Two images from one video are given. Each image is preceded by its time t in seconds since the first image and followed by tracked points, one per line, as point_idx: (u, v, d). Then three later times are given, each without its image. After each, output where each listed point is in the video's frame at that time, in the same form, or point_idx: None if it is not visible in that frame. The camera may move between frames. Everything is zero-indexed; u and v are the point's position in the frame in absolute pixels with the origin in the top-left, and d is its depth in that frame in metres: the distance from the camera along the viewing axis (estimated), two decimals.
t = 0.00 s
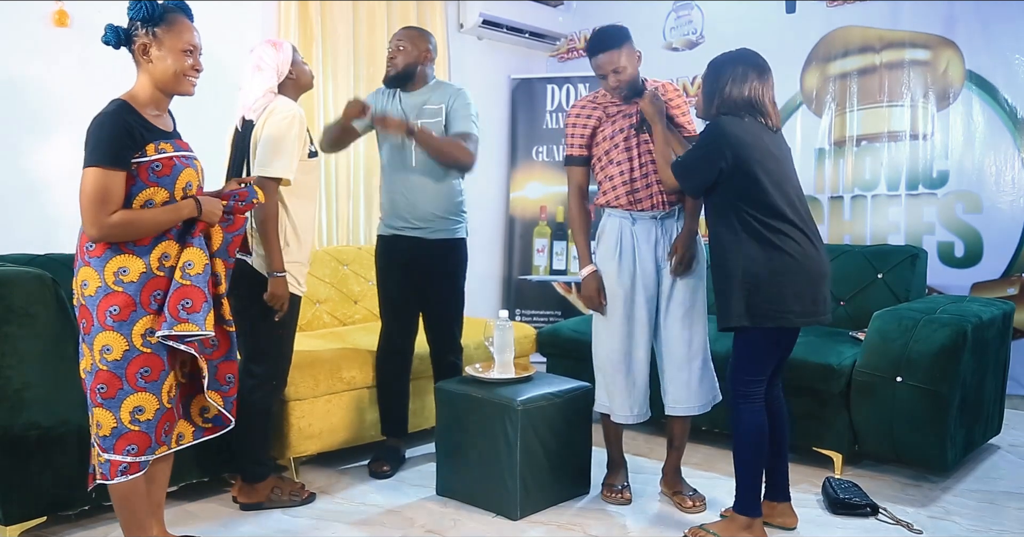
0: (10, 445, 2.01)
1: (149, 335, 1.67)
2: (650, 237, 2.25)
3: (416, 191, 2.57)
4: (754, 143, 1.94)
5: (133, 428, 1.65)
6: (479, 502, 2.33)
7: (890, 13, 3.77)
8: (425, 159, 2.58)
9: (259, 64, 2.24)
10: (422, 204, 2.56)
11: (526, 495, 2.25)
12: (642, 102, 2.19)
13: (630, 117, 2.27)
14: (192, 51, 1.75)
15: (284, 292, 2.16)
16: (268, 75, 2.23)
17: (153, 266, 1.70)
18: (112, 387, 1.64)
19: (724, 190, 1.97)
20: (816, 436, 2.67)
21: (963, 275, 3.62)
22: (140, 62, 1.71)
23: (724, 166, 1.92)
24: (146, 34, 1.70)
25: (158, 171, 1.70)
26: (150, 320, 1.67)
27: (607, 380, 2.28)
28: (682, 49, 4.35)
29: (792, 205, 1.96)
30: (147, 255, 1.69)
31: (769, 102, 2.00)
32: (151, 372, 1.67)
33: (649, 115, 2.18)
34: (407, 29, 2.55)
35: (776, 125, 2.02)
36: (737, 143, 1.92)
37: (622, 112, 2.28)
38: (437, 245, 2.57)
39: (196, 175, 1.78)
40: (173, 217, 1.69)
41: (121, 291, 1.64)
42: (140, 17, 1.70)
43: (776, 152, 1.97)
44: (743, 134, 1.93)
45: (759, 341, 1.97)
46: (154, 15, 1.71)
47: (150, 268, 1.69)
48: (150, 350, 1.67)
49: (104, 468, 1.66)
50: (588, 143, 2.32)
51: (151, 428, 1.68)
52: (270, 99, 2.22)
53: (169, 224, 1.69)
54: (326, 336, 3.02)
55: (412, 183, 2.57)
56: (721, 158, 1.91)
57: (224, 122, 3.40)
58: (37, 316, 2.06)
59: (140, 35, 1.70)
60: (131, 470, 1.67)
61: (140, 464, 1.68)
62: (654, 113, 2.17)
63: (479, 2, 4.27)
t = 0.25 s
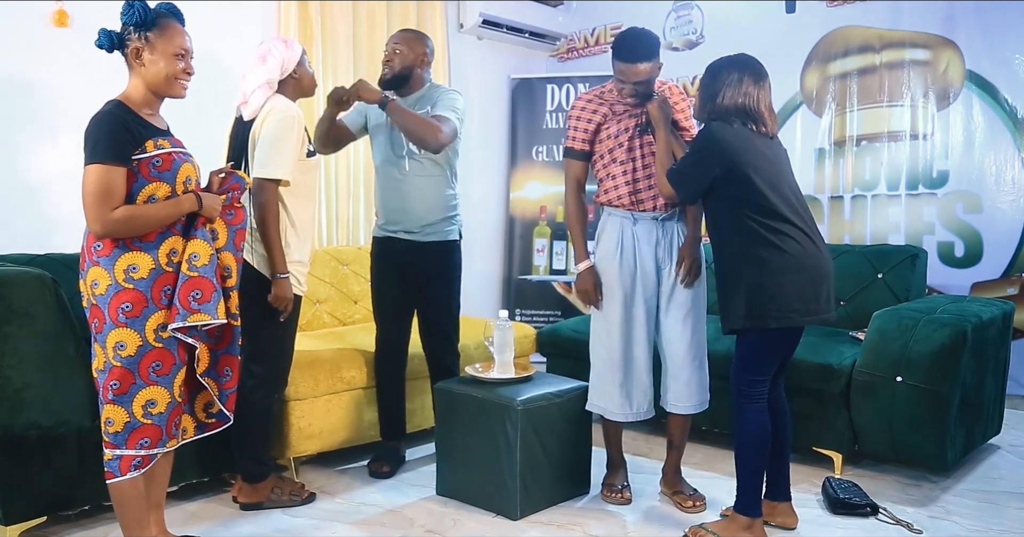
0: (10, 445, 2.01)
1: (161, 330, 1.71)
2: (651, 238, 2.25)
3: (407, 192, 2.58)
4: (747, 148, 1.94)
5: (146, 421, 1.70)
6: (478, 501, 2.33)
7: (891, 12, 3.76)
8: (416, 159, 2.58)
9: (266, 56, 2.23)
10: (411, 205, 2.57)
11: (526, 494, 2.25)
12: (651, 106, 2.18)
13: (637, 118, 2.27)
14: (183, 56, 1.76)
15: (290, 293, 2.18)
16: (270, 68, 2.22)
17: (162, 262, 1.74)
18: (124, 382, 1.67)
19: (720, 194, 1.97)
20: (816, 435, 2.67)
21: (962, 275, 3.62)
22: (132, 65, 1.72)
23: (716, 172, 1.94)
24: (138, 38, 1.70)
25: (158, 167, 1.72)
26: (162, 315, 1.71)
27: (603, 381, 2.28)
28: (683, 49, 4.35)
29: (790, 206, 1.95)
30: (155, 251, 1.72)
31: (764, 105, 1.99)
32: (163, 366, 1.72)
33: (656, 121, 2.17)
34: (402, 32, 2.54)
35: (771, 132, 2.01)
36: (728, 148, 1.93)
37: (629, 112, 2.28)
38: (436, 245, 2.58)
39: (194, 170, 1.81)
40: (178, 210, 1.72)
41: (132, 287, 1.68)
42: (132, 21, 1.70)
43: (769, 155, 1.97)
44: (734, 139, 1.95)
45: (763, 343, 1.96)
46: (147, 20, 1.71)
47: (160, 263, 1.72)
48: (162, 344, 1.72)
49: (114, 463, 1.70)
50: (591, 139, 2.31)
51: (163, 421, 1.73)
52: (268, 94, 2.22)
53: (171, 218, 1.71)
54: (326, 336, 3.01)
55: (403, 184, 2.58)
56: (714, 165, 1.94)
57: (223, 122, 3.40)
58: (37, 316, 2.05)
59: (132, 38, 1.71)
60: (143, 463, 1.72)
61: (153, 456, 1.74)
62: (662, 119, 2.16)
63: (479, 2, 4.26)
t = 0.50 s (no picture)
0: (10, 445, 2.01)
1: (168, 323, 1.71)
2: (650, 237, 2.26)
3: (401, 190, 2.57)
4: (747, 148, 1.94)
5: (159, 415, 1.71)
6: (479, 500, 2.33)
7: (890, 12, 3.76)
8: (410, 157, 2.58)
9: (269, 60, 2.22)
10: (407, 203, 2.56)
11: (526, 493, 2.25)
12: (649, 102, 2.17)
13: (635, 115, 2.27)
14: (173, 62, 1.76)
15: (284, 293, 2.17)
16: (273, 74, 2.21)
17: (163, 256, 1.74)
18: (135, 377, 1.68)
19: (721, 194, 1.98)
20: (816, 435, 2.67)
21: (963, 275, 3.61)
22: (123, 68, 1.73)
23: (716, 171, 1.94)
24: (128, 41, 1.71)
25: (151, 162, 1.72)
26: (167, 309, 1.71)
27: (602, 381, 2.28)
28: (682, 49, 4.35)
29: (791, 206, 1.95)
30: (155, 245, 1.72)
31: (768, 104, 1.99)
32: (172, 359, 1.72)
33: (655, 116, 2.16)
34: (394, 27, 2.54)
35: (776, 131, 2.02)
36: (729, 148, 1.94)
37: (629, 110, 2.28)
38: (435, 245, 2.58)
39: (189, 165, 1.81)
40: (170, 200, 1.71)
41: (135, 282, 1.68)
42: (123, 24, 1.70)
43: (771, 155, 1.97)
44: (735, 138, 1.95)
45: (765, 343, 1.96)
46: (138, 23, 1.71)
47: (161, 256, 1.72)
48: (170, 337, 1.72)
49: (130, 460, 1.70)
50: (590, 136, 2.30)
51: (176, 414, 1.73)
52: (273, 99, 2.21)
53: (165, 209, 1.70)
54: (326, 336, 3.01)
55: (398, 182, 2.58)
56: (714, 164, 1.94)
57: (223, 122, 3.40)
58: (36, 317, 2.05)
59: (123, 41, 1.71)
60: (159, 458, 1.73)
61: (168, 450, 1.74)
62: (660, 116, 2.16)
63: (479, 2, 4.26)
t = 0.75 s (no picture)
0: (10, 445, 2.01)
1: (166, 322, 1.70)
2: (648, 237, 2.25)
3: (405, 192, 2.57)
4: (755, 145, 1.94)
5: (162, 415, 1.69)
6: (479, 500, 2.33)
7: (890, 12, 3.76)
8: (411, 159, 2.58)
9: (279, 56, 2.24)
10: (411, 204, 2.56)
11: (527, 493, 2.25)
12: (642, 104, 2.17)
13: (628, 118, 2.27)
14: (165, 56, 1.75)
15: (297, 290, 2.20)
16: (280, 69, 2.23)
17: (157, 256, 1.72)
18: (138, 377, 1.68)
19: (727, 191, 1.98)
20: (816, 435, 2.68)
21: (963, 275, 3.61)
22: (118, 67, 1.74)
23: (724, 168, 1.94)
24: (121, 40, 1.73)
25: (137, 165, 1.71)
26: (163, 308, 1.70)
27: (604, 380, 2.28)
28: (682, 49, 4.36)
29: (796, 205, 1.95)
30: (147, 245, 1.72)
31: (775, 100, 1.99)
32: (172, 358, 1.70)
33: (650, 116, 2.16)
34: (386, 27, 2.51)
35: (782, 126, 2.00)
36: (738, 144, 1.93)
37: (619, 113, 2.29)
38: (433, 245, 2.58)
39: (181, 165, 1.79)
40: (155, 200, 1.69)
41: (130, 284, 1.68)
42: (113, 23, 1.72)
43: (781, 153, 1.97)
44: (745, 135, 1.94)
45: (767, 344, 1.96)
46: (130, 23, 1.73)
47: (152, 257, 1.71)
48: (169, 336, 1.70)
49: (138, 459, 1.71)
50: (585, 142, 2.32)
51: (180, 413, 1.71)
52: (274, 94, 2.22)
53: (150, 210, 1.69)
54: (326, 336, 3.01)
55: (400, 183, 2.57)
56: (722, 159, 1.94)
57: (223, 121, 3.40)
58: (37, 317, 2.05)
59: (117, 40, 1.73)
60: (165, 457, 1.72)
61: (174, 450, 1.72)
62: (654, 116, 2.16)
63: (479, 2, 4.26)
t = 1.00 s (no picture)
0: (10, 445, 2.01)
1: (155, 320, 1.68)
2: (650, 237, 2.25)
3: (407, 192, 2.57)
4: (754, 145, 1.94)
5: (153, 412, 1.68)
6: (479, 499, 2.33)
7: (890, 12, 3.76)
8: (414, 160, 2.59)
9: (270, 59, 2.24)
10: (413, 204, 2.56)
11: (527, 492, 2.25)
12: (646, 104, 2.16)
13: (630, 118, 2.28)
14: (170, 54, 1.76)
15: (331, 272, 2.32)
16: (273, 73, 2.23)
17: (147, 256, 1.72)
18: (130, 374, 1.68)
19: (724, 190, 1.98)
20: (817, 435, 2.68)
21: (963, 275, 3.62)
22: (121, 66, 1.74)
23: (722, 167, 1.94)
24: (124, 38, 1.73)
25: (128, 167, 1.69)
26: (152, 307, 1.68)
27: (604, 381, 2.28)
28: (682, 49, 4.36)
29: (794, 205, 1.95)
30: (137, 244, 1.71)
31: (781, 104, 2.00)
32: (162, 356, 1.68)
33: (652, 117, 2.16)
34: (380, 29, 2.53)
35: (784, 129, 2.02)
36: (738, 144, 1.94)
37: (622, 113, 2.29)
38: (433, 245, 2.58)
39: (176, 167, 1.77)
40: (136, 205, 1.66)
41: (120, 282, 1.68)
42: (117, 22, 1.72)
43: (780, 153, 1.97)
44: (744, 133, 1.95)
45: (764, 343, 1.97)
46: (133, 21, 1.73)
47: (141, 258, 1.71)
48: (159, 334, 1.68)
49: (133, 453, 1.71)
50: (586, 143, 2.34)
51: (170, 411, 1.69)
52: (271, 97, 2.24)
53: (131, 213, 1.66)
54: (326, 336, 3.01)
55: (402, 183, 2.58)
56: (720, 158, 1.94)
57: (223, 121, 3.40)
58: (37, 317, 2.05)
59: (119, 38, 1.73)
60: (156, 455, 1.70)
61: (163, 449, 1.70)
62: (658, 116, 2.15)
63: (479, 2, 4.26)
